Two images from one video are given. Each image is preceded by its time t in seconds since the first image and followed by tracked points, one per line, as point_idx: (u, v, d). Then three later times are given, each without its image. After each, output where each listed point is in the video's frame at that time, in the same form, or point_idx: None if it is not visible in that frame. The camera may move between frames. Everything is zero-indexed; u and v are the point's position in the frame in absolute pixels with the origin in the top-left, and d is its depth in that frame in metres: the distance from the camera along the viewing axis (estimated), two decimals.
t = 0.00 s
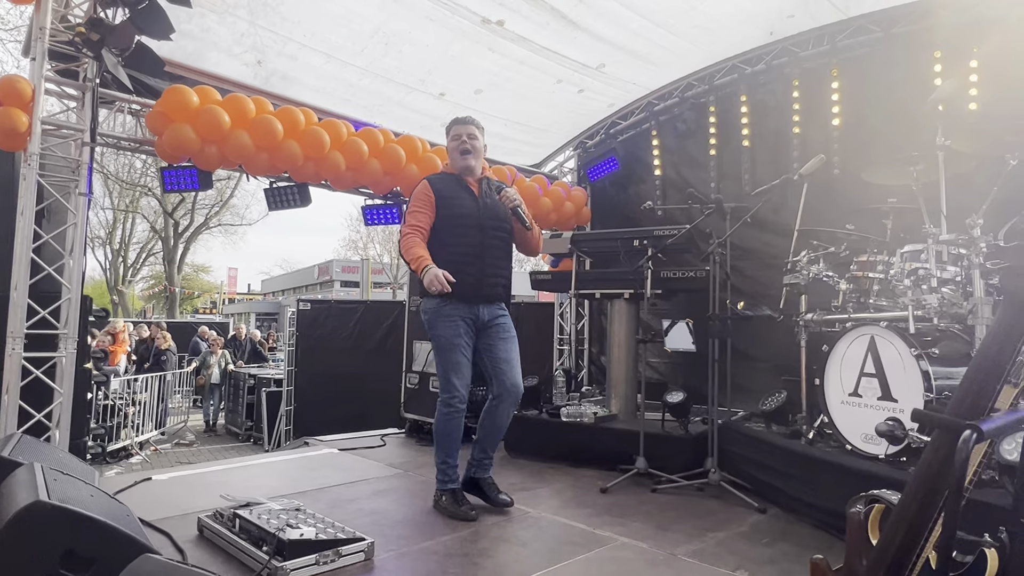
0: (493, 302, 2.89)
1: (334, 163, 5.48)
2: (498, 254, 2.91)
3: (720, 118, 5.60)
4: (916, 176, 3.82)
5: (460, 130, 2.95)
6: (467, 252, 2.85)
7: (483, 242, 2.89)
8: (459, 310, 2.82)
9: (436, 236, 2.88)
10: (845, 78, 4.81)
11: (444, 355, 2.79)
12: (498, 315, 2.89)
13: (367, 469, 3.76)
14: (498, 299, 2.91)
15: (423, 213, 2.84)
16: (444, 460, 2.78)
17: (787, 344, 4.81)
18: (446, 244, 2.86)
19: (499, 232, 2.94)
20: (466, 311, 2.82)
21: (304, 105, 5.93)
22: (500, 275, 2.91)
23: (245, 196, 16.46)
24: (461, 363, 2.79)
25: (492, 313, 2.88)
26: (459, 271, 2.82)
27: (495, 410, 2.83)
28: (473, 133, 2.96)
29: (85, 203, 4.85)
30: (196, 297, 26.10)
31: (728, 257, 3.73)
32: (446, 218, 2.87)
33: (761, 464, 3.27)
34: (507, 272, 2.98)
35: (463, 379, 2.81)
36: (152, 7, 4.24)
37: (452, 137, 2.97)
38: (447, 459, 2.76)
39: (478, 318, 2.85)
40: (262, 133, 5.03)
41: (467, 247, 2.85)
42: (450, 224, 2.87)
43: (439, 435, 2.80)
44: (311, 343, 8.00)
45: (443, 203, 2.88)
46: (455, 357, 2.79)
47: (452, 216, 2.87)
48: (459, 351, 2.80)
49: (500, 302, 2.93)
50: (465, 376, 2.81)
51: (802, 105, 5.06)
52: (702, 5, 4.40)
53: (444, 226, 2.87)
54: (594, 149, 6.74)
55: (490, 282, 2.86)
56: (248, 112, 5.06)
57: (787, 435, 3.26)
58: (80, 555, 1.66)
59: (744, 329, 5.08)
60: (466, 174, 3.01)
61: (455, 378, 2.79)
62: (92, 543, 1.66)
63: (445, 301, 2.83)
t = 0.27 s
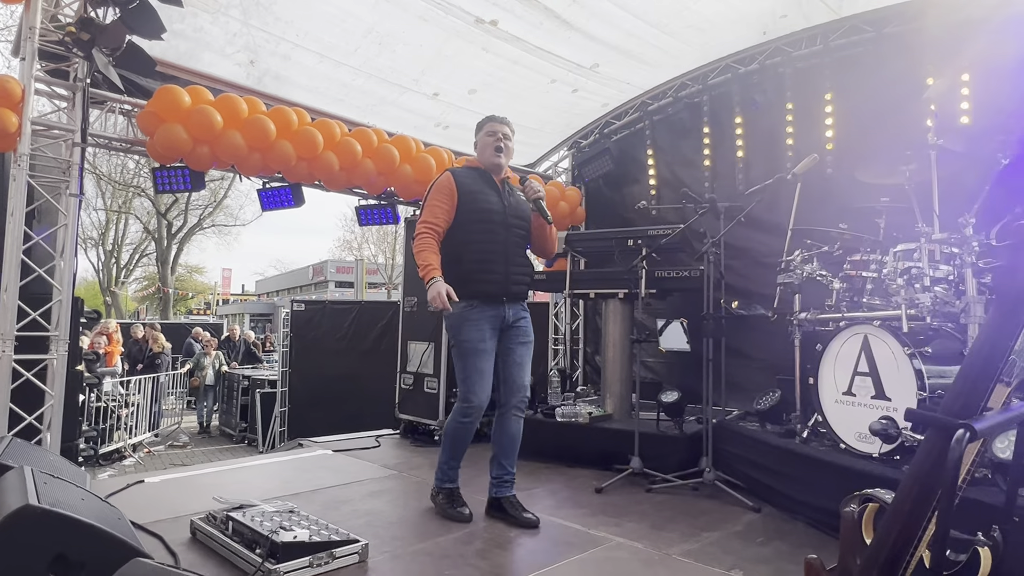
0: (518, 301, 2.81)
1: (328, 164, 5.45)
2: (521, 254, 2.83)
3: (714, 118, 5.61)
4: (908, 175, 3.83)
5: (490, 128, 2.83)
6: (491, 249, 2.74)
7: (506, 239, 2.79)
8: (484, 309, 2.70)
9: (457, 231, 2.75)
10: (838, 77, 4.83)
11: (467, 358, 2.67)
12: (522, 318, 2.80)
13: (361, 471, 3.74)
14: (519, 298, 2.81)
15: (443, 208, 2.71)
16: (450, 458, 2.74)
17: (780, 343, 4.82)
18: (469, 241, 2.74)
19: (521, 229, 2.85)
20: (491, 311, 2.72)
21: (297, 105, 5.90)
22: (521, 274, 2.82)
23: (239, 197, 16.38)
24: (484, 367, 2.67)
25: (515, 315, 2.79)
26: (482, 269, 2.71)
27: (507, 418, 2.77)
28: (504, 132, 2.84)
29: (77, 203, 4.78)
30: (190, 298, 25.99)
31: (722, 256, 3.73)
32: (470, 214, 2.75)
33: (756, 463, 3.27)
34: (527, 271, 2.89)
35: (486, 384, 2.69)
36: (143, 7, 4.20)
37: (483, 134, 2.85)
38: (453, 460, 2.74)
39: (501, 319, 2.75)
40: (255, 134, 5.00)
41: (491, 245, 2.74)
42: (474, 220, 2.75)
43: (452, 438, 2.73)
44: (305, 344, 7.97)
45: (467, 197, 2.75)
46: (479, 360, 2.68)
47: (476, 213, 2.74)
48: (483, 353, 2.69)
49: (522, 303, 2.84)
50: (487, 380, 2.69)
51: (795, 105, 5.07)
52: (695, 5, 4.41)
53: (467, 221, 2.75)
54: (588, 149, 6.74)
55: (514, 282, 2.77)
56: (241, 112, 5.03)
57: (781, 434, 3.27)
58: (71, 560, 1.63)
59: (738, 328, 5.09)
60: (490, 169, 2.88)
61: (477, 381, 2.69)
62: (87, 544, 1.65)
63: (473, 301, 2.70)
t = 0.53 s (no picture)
0: (526, 301, 2.74)
1: (319, 164, 5.44)
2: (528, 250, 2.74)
3: (706, 118, 5.62)
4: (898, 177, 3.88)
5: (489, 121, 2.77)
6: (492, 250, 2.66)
7: (509, 239, 2.70)
8: (491, 304, 2.64)
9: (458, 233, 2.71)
10: (830, 79, 4.85)
11: (480, 354, 2.57)
12: (529, 317, 2.75)
13: (354, 473, 3.73)
14: (528, 297, 2.73)
15: (445, 208, 2.68)
16: (482, 467, 2.56)
17: (773, 342, 4.84)
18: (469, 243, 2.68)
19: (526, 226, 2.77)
20: (499, 308, 2.66)
21: (289, 105, 5.87)
22: (528, 273, 2.72)
23: (231, 196, 16.27)
24: (497, 364, 2.58)
25: (523, 314, 2.72)
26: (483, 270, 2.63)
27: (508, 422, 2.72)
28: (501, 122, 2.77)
29: (66, 205, 4.76)
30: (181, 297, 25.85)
31: (714, 257, 3.74)
32: (471, 213, 2.70)
33: (749, 464, 3.28)
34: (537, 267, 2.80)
35: (502, 382, 2.57)
36: (132, 7, 4.16)
37: (480, 129, 2.80)
38: (482, 469, 2.56)
39: (508, 317, 2.68)
40: (246, 134, 4.98)
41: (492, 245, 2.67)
42: (475, 220, 2.69)
43: (473, 443, 2.57)
44: (298, 344, 7.95)
45: (467, 197, 2.71)
46: (491, 358, 2.57)
47: (476, 211, 2.69)
48: (495, 351, 2.59)
49: (530, 303, 2.78)
50: (502, 378, 2.58)
51: (788, 105, 5.09)
52: (688, 5, 4.40)
53: (468, 221, 2.70)
54: (582, 149, 6.72)
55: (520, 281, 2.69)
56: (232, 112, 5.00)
57: (773, 434, 3.28)
58: (60, 567, 1.61)
59: (730, 327, 5.11)
60: (492, 164, 2.83)
61: (494, 380, 2.57)
62: (71, 554, 1.63)
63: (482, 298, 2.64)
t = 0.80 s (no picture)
0: (522, 301, 2.53)
1: (309, 162, 5.43)
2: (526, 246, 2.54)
3: (699, 115, 5.61)
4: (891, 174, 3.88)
5: (467, 117, 2.60)
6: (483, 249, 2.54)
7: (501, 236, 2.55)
8: (481, 306, 2.51)
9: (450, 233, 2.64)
10: (823, 77, 4.85)
11: (469, 361, 2.49)
12: (530, 318, 2.55)
13: (344, 473, 3.70)
14: (525, 297, 2.52)
15: (443, 211, 2.61)
16: (484, 479, 2.45)
17: (765, 340, 4.85)
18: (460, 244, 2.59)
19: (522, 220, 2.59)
20: (491, 311, 2.51)
21: (279, 102, 5.82)
22: (524, 272, 2.53)
23: (223, 193, 16.13)
24: (488, 370, 2.48)
25: (521, 316, 2.52)
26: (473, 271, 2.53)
27: (520, 428, 2.56)
28: (476, 117, 2.59)
29: (49, 203, 4.70)
30: (173, 296, 25.70)
31: (707, 254, 3.73)
32: (462, 213, 2.61)
33: (742, 462, 3.26)
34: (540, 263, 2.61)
35: (494, 388, 2.48)
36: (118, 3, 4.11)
37: (460, 125, 2.63)
38: (487, 480, 2.45)
39: (504, 320, 2.51)
40: (234, 131, 4.93)
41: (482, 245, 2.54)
42: (466, 220, 2.59)
43: (473, 453, 2.47)
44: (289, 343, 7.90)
45: (457, 198, 2.62)
46: (481, 364, 2.48)
47: (469, 210, 2.59)
48: (486, 356, 2.48)
49: (531, 303, 2.56)
50: (495, 384, 2.48)
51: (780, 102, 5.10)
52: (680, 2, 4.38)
53: (460, 221, 2.61)
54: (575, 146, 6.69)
55: (514, 281, 2.51)
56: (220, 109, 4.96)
57: (766, 432, 3.28)
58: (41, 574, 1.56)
59: (723, 325, 5.10)
60: (480, 161, 2.67)
61: (484, 387, 2.48)
62: (55, 562, 1.59)
63: (469, 300, 2.53)
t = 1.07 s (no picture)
0: (528, 295, 2.46)
1: (299, 159, 5.39)
2: (531, 240, 2.48)
3: (690, 113, 5.60)
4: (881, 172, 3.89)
5: (488, 99, 2.54)
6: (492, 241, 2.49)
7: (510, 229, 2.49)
8: (485, 302, 2.47)
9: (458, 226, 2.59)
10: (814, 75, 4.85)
11: (469, 359, 2.47)
12: (536, 313, 2.47)
13: (335, 472, 3.68)
14: (530, 292, 2.46)
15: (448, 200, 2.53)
16: (476, 475, 2.43)
17: (756, 337, 4.85)
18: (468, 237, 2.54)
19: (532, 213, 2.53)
20: (494, 306, 2.46)
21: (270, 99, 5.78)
22: (531, 266, 2.47)
23: (214, 191, 15.99)
24: (487, 369, 2.45)
25: (525, 311, 2.46)
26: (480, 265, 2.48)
27: (538, 427, 2.41)
28: (500, 101, 2.53)
29: (36, 201, 4.74)
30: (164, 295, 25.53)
31: (698, 252, 3.72)
32: (470, 204, 2.55)
33: (734, 460, 3.26)
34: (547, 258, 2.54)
35: (494, 386, 2.45)
36: None
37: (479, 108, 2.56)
38: (483, 479, 2.42)
39: (507, 316, 2.46)
40: (223, 128, 4.89)
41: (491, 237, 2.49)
42: (475, 211, 2.54)
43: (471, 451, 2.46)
44: (280, 342, 7.86)
45: (466, 188, 2.56)
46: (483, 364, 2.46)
47: (477, 200, 2.53)
48: (486, 354, 2.45)
49: (537, 297, 2.49)
50: (494, 382, 2.45)
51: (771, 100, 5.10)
52: None
53: (468, 212, 2.55)
54: (567, 144, 6.67)
55: (520, 275, 2.44)
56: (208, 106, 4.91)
57: (757, 429, 3.28)
58: None
59: (714, 322, 5.11)
60: (495, 147, 2.60)
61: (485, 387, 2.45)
62: (39, 565, 1.56)
63: (472, 297, 2.49)
